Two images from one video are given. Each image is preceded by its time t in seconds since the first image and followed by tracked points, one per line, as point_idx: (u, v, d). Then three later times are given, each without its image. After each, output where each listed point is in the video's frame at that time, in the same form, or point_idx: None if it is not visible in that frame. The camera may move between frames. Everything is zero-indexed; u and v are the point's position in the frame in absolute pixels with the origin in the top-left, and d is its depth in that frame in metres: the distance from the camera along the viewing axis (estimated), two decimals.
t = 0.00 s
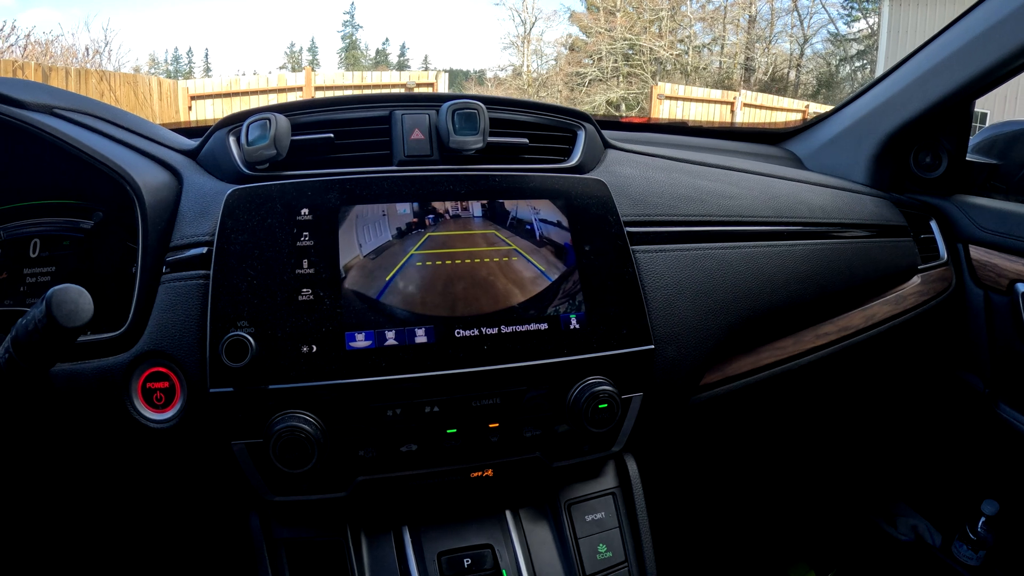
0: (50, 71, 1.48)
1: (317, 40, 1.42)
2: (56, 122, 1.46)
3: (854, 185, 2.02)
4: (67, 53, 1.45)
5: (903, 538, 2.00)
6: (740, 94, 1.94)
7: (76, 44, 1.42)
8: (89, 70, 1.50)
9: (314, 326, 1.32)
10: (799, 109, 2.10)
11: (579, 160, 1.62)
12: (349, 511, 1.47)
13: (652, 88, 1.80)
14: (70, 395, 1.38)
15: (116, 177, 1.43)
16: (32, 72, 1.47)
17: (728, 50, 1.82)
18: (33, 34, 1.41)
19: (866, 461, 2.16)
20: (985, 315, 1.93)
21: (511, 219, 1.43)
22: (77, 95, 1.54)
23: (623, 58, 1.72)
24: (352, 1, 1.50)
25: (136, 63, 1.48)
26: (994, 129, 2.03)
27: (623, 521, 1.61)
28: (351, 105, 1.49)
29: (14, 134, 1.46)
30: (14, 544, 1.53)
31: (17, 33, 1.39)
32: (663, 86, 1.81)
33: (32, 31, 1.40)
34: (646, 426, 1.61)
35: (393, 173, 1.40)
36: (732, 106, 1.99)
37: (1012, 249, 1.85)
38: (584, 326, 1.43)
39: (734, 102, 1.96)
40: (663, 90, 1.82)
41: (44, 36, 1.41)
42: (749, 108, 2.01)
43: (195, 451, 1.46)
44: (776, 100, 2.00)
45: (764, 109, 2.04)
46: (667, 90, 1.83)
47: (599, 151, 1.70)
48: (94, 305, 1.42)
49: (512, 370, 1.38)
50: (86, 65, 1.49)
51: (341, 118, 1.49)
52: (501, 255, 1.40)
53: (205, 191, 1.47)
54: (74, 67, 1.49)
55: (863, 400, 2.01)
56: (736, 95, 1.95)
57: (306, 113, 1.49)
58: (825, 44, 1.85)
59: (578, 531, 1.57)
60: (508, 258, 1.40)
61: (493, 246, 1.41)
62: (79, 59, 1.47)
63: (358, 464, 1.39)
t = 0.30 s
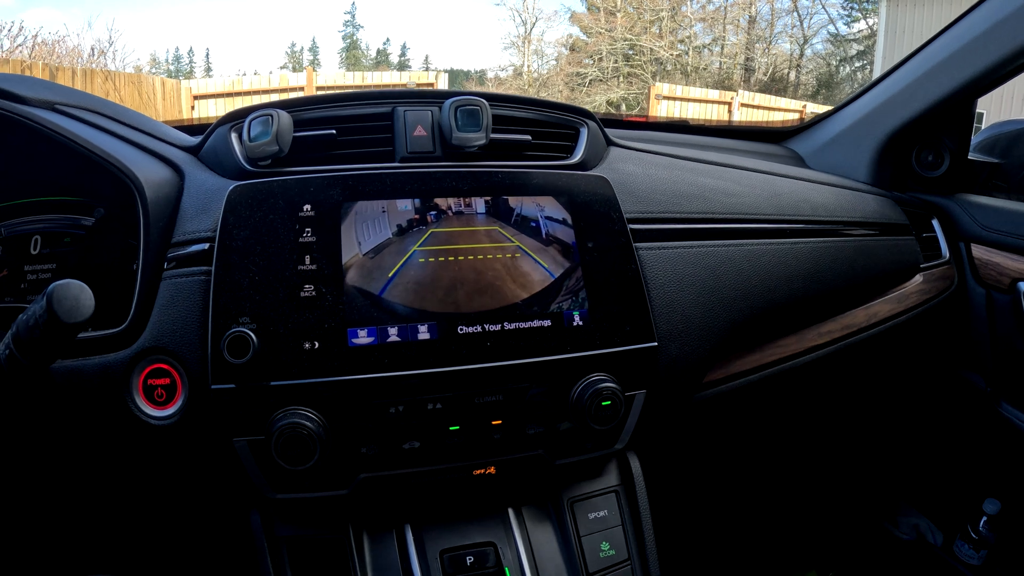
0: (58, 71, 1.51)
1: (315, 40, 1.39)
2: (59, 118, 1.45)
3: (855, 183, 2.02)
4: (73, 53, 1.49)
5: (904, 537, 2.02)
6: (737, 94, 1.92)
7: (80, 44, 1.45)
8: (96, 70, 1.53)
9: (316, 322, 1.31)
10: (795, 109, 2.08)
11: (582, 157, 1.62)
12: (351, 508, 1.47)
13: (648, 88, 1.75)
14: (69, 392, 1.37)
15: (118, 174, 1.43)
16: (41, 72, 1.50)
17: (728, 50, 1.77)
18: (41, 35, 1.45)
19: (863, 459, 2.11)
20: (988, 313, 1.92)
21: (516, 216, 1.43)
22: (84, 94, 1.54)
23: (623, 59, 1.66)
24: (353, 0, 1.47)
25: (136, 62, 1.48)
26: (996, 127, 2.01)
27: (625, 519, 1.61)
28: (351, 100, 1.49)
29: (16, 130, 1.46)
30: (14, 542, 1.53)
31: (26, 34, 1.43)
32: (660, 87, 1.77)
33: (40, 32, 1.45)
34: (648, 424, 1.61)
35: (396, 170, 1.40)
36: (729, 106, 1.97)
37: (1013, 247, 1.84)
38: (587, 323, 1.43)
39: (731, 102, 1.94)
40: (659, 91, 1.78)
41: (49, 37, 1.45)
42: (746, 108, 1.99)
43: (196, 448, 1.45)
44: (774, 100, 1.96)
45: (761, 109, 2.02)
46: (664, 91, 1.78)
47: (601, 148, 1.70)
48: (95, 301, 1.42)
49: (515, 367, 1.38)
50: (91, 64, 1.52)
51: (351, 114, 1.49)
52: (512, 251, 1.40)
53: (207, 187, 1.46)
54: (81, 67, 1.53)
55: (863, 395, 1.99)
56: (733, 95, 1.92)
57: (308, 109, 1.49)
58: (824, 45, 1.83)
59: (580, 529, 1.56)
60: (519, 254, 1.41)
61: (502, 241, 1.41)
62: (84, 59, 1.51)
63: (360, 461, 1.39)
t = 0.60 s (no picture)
0: (62, 70, 1.49)
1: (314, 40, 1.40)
2: (62, 114, 1.45)
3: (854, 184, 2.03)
4: (77, 52, 1.46)
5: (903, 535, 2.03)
6: (732, 95, 1.97)
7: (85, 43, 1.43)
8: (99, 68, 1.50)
9: (321, 319, 1.32)
10: (791, 110, 2.10)
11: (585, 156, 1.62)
12: (355, 506, 1.47)
13: (646, 88, 1.80)
14: (73, 389, 1.37)
15: (122, 170, 1.43)
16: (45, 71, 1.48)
17: (727, 51, 1.85)
18: (46, 34, 1.42)
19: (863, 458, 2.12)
20: (987, 313, 1.92)
21: (522, 214, 1.43)
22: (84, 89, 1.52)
23: (623, 59, 1.76)
24: None
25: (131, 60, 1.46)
26: (997, 126, 2.02)
27: (628, 516, 1.61)
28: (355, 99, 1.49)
29: (19, 126, 1.45)
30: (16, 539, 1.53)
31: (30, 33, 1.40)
32: (657, 87, 1.81)
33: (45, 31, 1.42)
34: (651, 422, 1.61)
35: (400, 167, 1.40)
36: (724, 106, 2.00)
37: (1012, 247, 1.85)
38: (591, 321, 1.43)
39: (726, 102, 1.98)
40: (656, 91, 1.81)
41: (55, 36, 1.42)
42: (743, 108, 2.02)
43: (199, 445, 1.45)
44: (769, 100, 2.01)
45: (757, 109, 2.04)
46: (661, 91, 1.82)
47: (604, 147, 1.71)
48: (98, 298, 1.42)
49: (518, 364, 1.38)
50: (95, 64, 1.49)
51: (355, 111, 1.49)
52: (518, 250, 1.41)
53: (211, 184, 1.46)
54: (85, 65, 1.50)
55: (863, 395, 2.00)
56: (729, 95, 1.97)
57: (311, 106, 1.49)
58: (824, 47, 1.87)
59: (583, 526, 1.57)
60: (524, 254, 1.40)
61: (507, 240, 1.41)
62: (88, 58, 1.48)
63: (364, 458, 1.39)
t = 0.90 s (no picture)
0: (66, 66, 1.42)
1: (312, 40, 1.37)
2: (65, 109, 1.45)
3: (853, 181, 2.03)
4: (80, 50, 1.36)
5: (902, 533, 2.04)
6: (728, 95, 1.92)
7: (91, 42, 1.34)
8: (104, 68, 1.41)
9: (323, 314, 1.31)
10: (786, 110, 2.06)
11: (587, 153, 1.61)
12: (357, 502, 1.47)
13: (643, 88, 1.73)
14: (73, 385, 1.37)
15: (124, 165, 1.43)
16: (50, 68, 1.41)
17: (725, 51, 1.79)
18: (51, 32, 1.32)
19: (867, 459, 2.12)
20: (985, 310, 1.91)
21: (526, 211, 1.43)
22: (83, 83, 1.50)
23: (622, 59, 1.66)
24: None
25: (135, 58, 1.39)
26: (995, 127, 2.02)
27: (629, 513, 1.61)
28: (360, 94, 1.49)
29: (20, 120, 1.45)
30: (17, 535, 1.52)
31: (36, 31, 1.31)
32: (652, 86, 1.74)
33: (51, 28, 1.32)
34: (652, 419, 1.62)
35: (403, 162, 1.39)
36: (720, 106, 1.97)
37: (1011, 246, 1.84)
38: (593, 317, 1.43)
39: (722, 102, 1.94)
40: (651, 90, 1.75)
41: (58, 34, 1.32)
42: (738, 107, 1.98)
43: (200, 441, 1.44)
44: (766, 100, 1.95)
45: (753, 109, 2.01)
46: (656, 91, 1.76)
47: (606, 144, 1.71)
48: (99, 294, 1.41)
49: (520, 360, 1.38)
50: (98, 62, 1.40)
51: (357, 107, 1.49)
52: (519, 246, 1.40)
53: (213, 179, 1.46)
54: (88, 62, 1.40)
55: (863, 396, 1.99)
56: (725, 96, 1.92)
57: (313, 102, 1.49)
58: (821, 47, 1.82)
59: (585, 523, 1.57)
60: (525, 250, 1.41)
61: (508, 235, 1.41)
62: (91, 55, 1.38)
63: (366, 454, 1.39)
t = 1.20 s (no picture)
0: (72, 65, 1.40)
1: (312, 36, 1.37)
2: (64, 106, 1.45)
3: (851, 182, 2.04)
4: (85, 49, 1.35)
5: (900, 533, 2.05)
6: (724, 96, 1.85)
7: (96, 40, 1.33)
8: (108, 66, 1.40)
9: (324, 312, 1.32)
10: (783, 109, 2.03)
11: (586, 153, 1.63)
12: (357, 500, 1.47)
13: (641, 88, 1.68)
14: (75, 382, 1.37)
15: (126, 163, 1.44)
16: (57, 67, 1.41)
17: (724, 52, 1.70)
18: (58, 31, 1.32)
19: (861, 457, 2.10)
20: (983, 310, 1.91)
21: (528, 211, 1.43)
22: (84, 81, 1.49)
23: (620, 59, 1.59)
24: None
25: (138, 56, 1.38)
26: (994, 129, 2.02)
27: (628, 512, 1.62)
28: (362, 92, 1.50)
29: (19, 117, 1.45)
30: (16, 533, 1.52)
31: (43, 30, 1.31)
32: (648, 86, 1.68)
33: (58, 27, 1.31)
34: (651, 418, 1.62)
35: (404, 161, 1.40)
36: (716, 106, 1.89)
37: (1010, 247, 1.84)
38: (593, 316, 1.44)
39: (718, 102, 1.87)
40: (647, 91, 1.70)
41: (67, 33, 1.31)
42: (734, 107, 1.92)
43: (201, 439, 1.45)
44: (761, 100, 1.92)
45: (748, 109, 1.96)
46: (652, 91, 1.71)
47: (606, 144, 1.72)
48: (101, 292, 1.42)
49: (520, 359, 1.39)
50: (103, 61, 1.39)
51: (359, 106, 1.50)
52: (518, 245, 1.41)
53: (214, 177, 1.47)
54: (93, 61, 1.39)
55: (860, 393, 1.98)
56: (721, 96, 1.85)
57: (316, 101, 1.51)
58: (819, 48, 1.78)
59: (584, 521, 1.58)
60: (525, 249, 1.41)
61: (508, 235, 1.41)
62: (97, 54, 1.37)
63: (366, 452, 1.40)
